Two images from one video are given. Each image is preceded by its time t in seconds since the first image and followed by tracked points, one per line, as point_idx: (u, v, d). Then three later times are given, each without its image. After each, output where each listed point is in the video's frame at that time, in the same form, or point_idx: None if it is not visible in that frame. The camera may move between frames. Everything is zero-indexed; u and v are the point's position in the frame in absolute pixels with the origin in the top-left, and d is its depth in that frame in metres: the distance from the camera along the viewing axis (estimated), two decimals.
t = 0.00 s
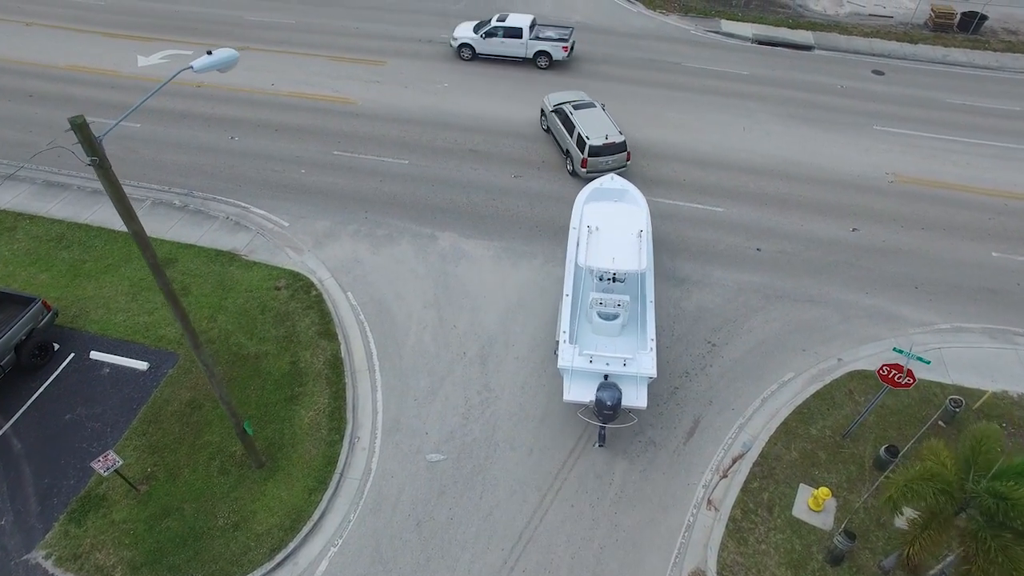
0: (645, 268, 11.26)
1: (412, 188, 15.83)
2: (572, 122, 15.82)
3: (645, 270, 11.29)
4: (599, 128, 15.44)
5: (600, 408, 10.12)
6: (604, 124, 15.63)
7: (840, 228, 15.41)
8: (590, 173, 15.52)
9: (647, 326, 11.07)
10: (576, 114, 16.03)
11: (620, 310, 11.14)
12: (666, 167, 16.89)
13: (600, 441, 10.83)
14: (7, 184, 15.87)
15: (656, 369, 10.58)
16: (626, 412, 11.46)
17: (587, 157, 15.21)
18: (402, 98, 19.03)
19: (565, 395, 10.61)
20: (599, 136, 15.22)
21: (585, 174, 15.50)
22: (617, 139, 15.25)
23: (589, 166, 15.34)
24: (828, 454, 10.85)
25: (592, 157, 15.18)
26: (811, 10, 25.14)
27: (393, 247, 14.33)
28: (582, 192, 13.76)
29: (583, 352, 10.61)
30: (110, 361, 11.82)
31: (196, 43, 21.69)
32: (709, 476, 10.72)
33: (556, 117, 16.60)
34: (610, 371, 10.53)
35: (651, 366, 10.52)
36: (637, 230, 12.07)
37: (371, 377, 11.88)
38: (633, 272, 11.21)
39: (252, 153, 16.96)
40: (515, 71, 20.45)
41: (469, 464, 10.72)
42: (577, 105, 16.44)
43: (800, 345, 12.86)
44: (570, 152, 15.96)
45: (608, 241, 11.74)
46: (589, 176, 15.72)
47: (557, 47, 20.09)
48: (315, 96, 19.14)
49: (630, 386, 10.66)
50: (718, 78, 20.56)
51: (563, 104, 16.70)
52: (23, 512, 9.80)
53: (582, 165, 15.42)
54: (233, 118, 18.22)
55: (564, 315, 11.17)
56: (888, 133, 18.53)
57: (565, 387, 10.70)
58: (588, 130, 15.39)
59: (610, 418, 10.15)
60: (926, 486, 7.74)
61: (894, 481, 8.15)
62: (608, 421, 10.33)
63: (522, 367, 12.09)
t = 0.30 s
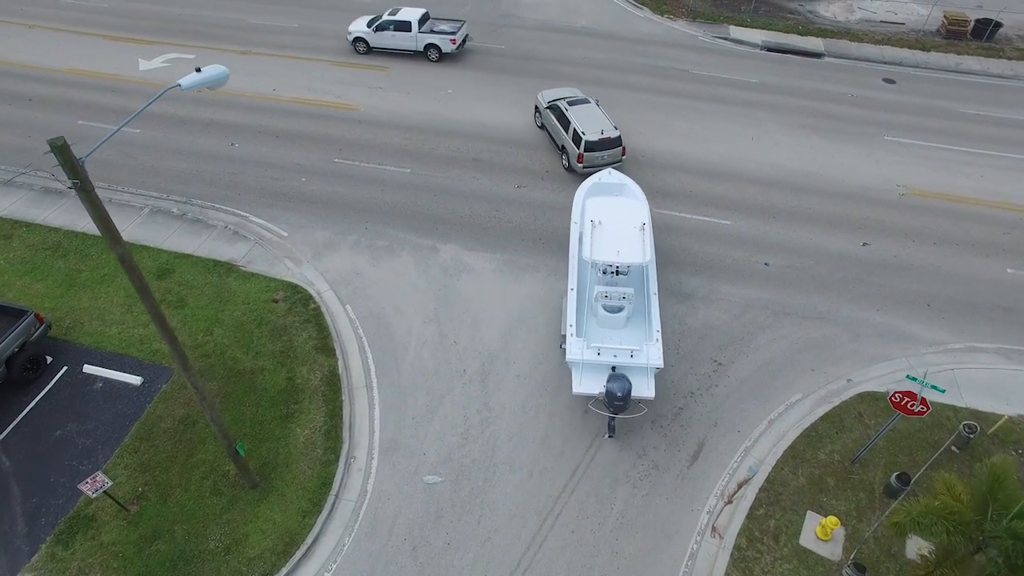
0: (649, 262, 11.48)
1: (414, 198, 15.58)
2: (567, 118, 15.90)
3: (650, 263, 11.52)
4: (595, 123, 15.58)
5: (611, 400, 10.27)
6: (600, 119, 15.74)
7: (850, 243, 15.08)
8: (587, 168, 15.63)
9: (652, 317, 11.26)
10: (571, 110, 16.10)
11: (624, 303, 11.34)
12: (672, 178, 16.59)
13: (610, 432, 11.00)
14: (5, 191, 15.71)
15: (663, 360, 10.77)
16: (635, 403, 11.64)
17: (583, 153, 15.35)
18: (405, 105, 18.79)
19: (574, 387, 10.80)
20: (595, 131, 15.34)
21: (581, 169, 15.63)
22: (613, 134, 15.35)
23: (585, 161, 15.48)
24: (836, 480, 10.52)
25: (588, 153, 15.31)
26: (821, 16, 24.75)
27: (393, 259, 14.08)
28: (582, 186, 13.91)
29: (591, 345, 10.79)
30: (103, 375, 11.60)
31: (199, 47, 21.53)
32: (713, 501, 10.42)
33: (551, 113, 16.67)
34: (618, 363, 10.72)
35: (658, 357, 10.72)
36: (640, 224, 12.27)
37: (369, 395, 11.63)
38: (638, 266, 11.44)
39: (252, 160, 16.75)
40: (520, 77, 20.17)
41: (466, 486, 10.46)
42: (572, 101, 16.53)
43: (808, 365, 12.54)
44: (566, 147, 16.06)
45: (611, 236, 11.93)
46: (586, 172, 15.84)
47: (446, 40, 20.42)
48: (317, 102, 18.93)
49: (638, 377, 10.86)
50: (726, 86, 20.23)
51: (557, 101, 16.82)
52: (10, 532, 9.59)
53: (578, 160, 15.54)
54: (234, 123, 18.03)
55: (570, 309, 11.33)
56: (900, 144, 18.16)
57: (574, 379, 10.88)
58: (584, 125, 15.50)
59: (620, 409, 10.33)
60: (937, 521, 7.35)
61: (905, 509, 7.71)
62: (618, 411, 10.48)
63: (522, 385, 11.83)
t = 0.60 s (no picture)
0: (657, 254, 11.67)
1: (421, 207, 15.33)
2: (568, 114, 16.12)
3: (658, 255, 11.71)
4: (596, 118, 15.78)
5: (624, 390, 10.42)
6: (600, 114, 15.97)
7: (867, 261, 14.65)
8: (588, 162, 15.82)
9: (660, 309, 11.47)
10: (570, 106, 16.35)
11: (633, 295, 11.55)
12: (685, 191, 16.24)
13: (622, 422, 11.23)
14: (12, 193, 15.63)
15: (672, 350, 10.97)
16: (647, 393, 11.81)
17: (584, 148, 15.54)
18: (414, 111, 18.55)
19: (586, 379, 10.97)
20: (595, 125, 15.54)
21: (583, 163, 15.82)
22: (613, 129, 15.54)
23: (586, 156, 15.67)
24: (851, 514, 10.12)
25: (589, 147, 15.50)
26: (839, 24, 24.24)
27: (399, 270, 13.84)
28: (586, 181, 14.12)
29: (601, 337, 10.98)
30: (102, 386, 11.42)
31: (209, 49, 21.45)
32: (722, 532, 10.07)
33: (552, 109, 16.90)
34: (628, 354, 10.92)
35: (667, 347, 10.93)
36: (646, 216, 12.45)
37: (370, 412, 11.38)
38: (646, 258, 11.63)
39: (259, 165, 16.57)
40: (531, 84, 19.86)
41: (467, 510, 10.17)
42: (572, 98, 16.79)
43: (822, 389, 12.17)
44: (567, 143, 16.26)
45: (619, 229, 12.09)
46: (587, 167, 16.02)
47: (348, 32, 20.70)
48: (325, 106, 18.73)
49: (649, 368, 11.05)
50: (742, 95, 19.83)
51: (557, 97, 17.04)
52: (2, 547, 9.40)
53: (579, 155, 15.73)
54: (242, 127, 17.88)
55: (580, 302, 11.52)
56: (920, 159, 17.67)
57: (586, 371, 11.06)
58: (585, 120, 15.72)
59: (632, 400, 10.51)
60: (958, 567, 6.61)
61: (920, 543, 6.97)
62: (632, 402, 10.61)
63: (527, 405, 11.56)
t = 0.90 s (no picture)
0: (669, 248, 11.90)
1: (432, 217, 15.05)
2: (573, 110, 16.32)
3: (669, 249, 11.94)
4: (601, 114, 15.97)
5: (640, 382, 10.62)
6: (605, 111, 16.18)
7: (891, 285, 14.12)
8: (593, 157, 15.98)
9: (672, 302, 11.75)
10: (575, 103, 16.55)
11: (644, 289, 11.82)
12: (703, 207, 15.82)
13: (637, 414, 11.37)
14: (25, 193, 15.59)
15: (685, 342, 11.23)
16: (663, 385, 11.93)
17: (590, 143, 15.71)
18: (429, 117, 18.30)
19: (601, 372, 11.24)
20: (601, 121, 15.73)
21: (588, 158, 16.00)
22: (619, 124, 15.76)
23: (592, 151, 15.83)
24: (869, 555, 9.63)
25: (595, 143, 15.67)
26: (867, 35, 23.59)
27: (407, 283, 13.57)
28: (594, 177, 14.36)
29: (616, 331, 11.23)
30: (104, 395, 11.25)
31: (225, 50, 21.38)
32: (733, 569, 9.64)
33: (556, 107, 17.09)
34: (642, 347, 11.18)
35: (680, 339, 11.19)
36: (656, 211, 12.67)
37: (373, 430, 11.12)
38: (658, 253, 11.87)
39: (271, 170, 16.41)
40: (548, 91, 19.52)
41: (468, 537, 9.84)
42: (576, 94, 17.01)
43: (842, 420, 11.69)
44: (572, 139, 16.44)
45: (630, 224, 12.32)
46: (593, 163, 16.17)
47: (264, 21, 21.23)
48: (339, 111, 18.53)
49: (662, 360, 11.30)
50: (764, 108, 19.34)
51: (561, 95, 17.24)
52: None
53: (585, 150, 15.88)
54: (255, 131, 17.74)
55: (593, 297, 11.77)
56: (949, 178, 17.05)
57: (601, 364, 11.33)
58: (591, 116, 15.93)
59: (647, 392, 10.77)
60: None
61: None
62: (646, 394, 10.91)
63: (534, 427, 11.24)
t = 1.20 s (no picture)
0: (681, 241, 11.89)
1: (443, 228, 14.74)
2: (577, 107, 16.38)
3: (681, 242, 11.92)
4: (606, 110, 16.04)
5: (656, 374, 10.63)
6: (610, 106, 16.26)
7: (917, 312, 13.54)
8: (600, 153, 16.05)
9: (684, 295, 11.78)
10: (579, 99, 16.60)
11: (657, 282, 11.84)
12: (722, 225, 15.34)
13: (652, 406, 11.48)
14: (36, 193, 15.50)
15: (698, 335, 11.24)
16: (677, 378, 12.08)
17: (596, 139, 15.78)
18: (443, 124, 17.99)
19: (615, 365, 11.25)
20: (606, 116, 15.80)
21: (594, 154, 16.08)
22: (624, 119, 15.86)
23: (598, 147, 15.92)
24: None
25: (601, 138, 15.75)
26: (896, 47, 22.87)
27: (416, 297, 13.27)
28: (602, 173, 14.36)
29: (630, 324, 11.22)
30: (104, 406, 11.07)
31: (242, 51, 21.26)
32: None
33: (560, 104, 17.12)
34: (656, 340, 11.19)
35: (693, 332, 11.20)
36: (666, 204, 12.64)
37: (375, 451, 10.81)
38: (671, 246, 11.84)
39: (282, 176, 16.19)
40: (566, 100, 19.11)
41: (468, 569, 9.48)
42: (579, 91, 17.07)
43: (863, 456, 11.17)
44: (577, 135, 16.50)
45: (641, 217, 12.30)
46: (598, 158, 16.25)
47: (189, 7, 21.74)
48: (353, 115, 18.29)
49: (676, 353, 11.31)
50: (788, 122, 18.78)
51: (564, 92, 17.28)
52: None
53: (591, 146, 15.96)
54: (269, 134, 17.55)
55: (606, 290, 11.76)
56: (981, 200, 16.37)
57: (614, 358, 11.33)
58: (595, 111, 16.01)
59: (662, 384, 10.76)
60: None
61: None
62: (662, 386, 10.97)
63: (541, 454, 10.88)
